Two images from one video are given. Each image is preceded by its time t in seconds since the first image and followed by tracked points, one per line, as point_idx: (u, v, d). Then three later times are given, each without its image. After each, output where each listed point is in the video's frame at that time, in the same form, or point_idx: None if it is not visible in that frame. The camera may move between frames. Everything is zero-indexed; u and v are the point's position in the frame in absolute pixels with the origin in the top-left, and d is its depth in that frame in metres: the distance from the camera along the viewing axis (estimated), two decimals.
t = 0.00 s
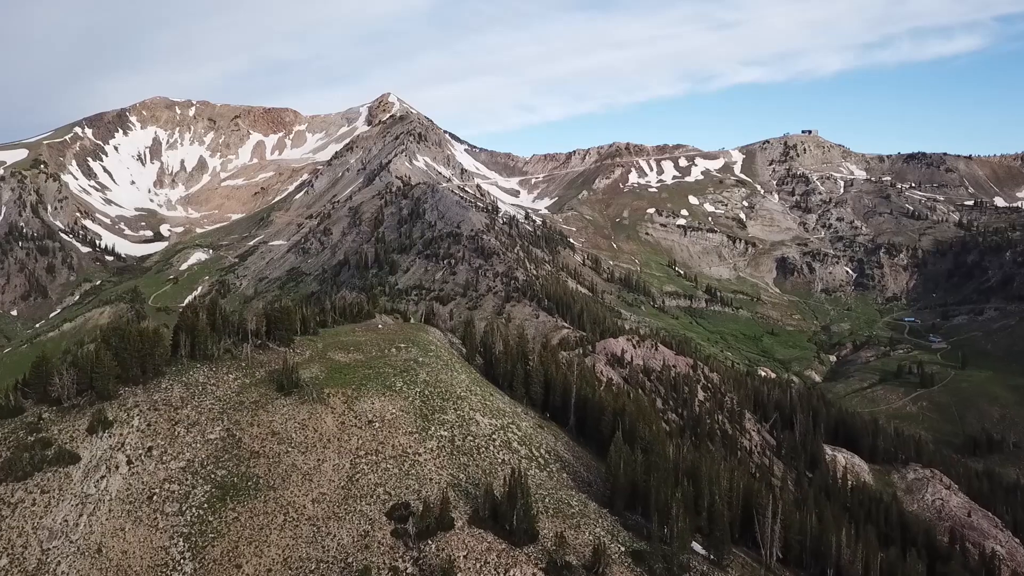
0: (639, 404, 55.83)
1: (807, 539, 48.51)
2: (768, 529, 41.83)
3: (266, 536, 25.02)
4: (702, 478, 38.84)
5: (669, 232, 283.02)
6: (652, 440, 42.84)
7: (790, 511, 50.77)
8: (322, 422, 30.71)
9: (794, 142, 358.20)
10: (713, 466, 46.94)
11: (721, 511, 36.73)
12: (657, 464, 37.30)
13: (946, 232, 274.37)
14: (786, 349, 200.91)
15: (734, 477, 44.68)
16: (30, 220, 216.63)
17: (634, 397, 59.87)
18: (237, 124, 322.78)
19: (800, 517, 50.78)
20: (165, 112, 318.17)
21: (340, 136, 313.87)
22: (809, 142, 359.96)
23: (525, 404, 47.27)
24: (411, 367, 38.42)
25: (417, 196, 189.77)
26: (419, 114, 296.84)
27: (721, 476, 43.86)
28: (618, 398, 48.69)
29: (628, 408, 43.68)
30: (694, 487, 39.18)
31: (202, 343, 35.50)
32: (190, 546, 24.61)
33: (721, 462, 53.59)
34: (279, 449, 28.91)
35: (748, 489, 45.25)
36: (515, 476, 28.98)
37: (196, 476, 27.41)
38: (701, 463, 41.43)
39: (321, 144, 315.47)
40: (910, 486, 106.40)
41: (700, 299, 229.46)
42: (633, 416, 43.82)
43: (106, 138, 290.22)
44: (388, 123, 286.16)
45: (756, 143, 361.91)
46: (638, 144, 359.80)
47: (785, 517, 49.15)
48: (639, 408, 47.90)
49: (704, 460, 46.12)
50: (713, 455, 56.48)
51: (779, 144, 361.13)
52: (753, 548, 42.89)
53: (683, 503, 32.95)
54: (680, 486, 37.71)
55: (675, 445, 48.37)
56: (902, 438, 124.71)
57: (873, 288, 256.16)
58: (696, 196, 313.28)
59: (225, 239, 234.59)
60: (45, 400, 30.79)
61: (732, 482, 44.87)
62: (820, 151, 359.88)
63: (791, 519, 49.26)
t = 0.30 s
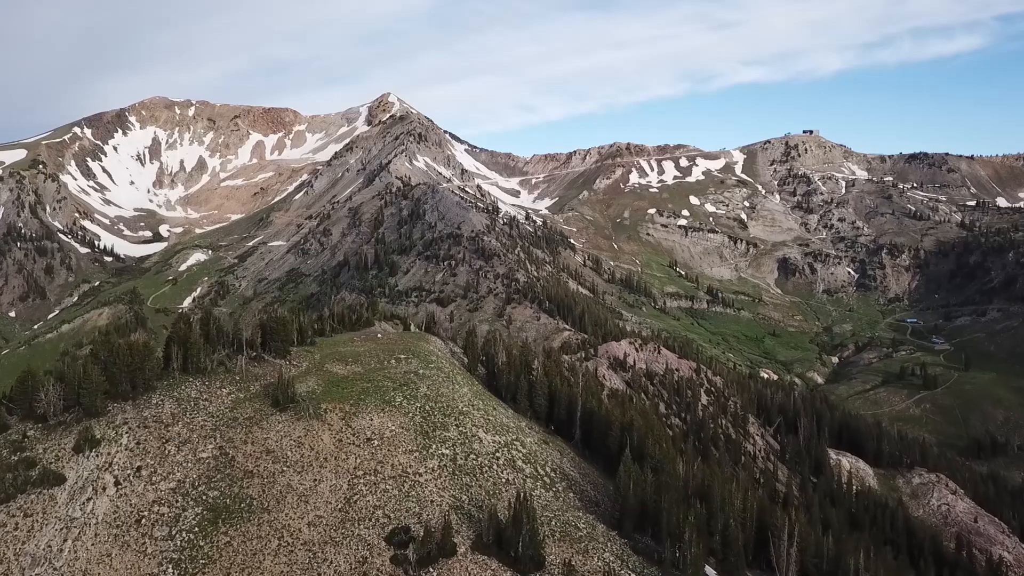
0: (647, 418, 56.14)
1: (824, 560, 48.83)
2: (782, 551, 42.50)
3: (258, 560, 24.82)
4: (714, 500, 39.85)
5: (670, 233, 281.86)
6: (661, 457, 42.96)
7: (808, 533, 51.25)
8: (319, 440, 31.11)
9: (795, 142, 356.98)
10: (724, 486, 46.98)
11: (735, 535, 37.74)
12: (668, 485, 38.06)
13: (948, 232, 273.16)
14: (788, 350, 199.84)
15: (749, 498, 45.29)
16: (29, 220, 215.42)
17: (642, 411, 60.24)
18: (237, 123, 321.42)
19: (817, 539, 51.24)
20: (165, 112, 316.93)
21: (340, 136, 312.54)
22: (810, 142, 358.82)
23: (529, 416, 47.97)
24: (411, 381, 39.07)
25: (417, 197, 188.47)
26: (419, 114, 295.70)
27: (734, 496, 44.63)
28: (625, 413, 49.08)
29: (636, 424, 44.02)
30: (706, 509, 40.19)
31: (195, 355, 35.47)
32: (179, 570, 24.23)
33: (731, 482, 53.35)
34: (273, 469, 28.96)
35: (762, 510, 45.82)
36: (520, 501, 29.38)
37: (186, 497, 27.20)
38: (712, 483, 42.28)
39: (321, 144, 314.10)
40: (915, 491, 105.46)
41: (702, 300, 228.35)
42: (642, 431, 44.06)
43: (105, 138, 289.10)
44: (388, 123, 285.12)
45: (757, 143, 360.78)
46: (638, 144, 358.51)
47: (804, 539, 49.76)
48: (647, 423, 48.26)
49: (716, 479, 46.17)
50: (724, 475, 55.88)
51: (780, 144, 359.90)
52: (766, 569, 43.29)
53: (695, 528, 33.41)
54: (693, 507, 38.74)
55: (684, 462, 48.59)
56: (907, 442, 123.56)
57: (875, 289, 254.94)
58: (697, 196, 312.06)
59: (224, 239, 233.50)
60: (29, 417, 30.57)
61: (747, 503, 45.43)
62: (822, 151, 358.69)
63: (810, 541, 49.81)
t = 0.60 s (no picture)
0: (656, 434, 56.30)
1: None
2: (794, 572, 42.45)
3: None
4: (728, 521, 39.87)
5: (671, 233, 280.71)
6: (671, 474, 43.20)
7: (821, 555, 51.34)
8: (315, 458, 31.01)
9: (796, 142, 355.61)
10: (735, 505, 46.96)
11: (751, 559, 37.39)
12: (680, 504, 38.10)
13: (951, 233, 271.75)
14: (790, 352, 198.69)
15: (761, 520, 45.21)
16: (27, 221, 214.23)
17: (650, 426, 60.28)
18: (237, 123, 320.21)
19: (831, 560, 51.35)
20: (164, 112, 315.80)
21: (340, 135, 311.12)
22: (811, 142, 357.50)
23: (534, 429, 48.56)
24: (410, 395, 39.26)
25: (417, 197, 187.10)
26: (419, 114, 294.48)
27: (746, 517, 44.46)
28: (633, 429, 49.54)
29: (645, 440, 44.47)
30: (719, 529, 40.18)
31: (186, 368, 35.56)
32: None
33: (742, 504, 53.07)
34: (267, 491, 28.78)
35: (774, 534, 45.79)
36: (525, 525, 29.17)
37: (176, 519, 26.87)
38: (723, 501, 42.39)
39: (320, 144, 312.71)
40: (921, 495, 103.88)
41: (703, 301, 227.16)
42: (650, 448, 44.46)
43: (104, 138, 288.06)
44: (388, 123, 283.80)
45: (758, 143, 359.57)
46: (639, 143, 356.95)
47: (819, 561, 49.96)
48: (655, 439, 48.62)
49: (728, 498, 46.00)
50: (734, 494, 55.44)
51: (781, 144, 358.68)
52: None
53: (708, 552, 33.65)
54: (707, 530, 38.65)
55: (695, 478, 48.49)
56: (911, 445, 122.33)
57: (877, 290, 253.77)
58: (699, 196, 310.81)
59: (224, 240, 232.35)
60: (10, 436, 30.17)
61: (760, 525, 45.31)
62: (823, 151, 357.48)
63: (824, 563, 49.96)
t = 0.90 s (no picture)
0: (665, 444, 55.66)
1: None
2: None
3: None
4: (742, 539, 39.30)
5: (672, 233, 279.55)
6: (683, 489, 42.55)
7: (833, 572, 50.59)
8: (311, 473, 30.68)
9: (798, 141, 354.28)
10: (749, 521, 46.15)
11: None
12: (693, 522, 37.52)
13: (953, 232, 270.32)
14: (792, 352, 197.56)
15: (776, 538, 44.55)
16: (25, 221, 213.44)
17: (659, 436, 59.63)
18: (236, 123, 319.01)
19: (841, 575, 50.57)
20: (163, 111, 314.69)
21: (340, 135, 309.84)
22: (813, 142, 356.07)
23: (538, 439, 48.43)
24: (411, 406, 38.89)
25: (417, 197, 186.01)
26: (419, 113, 293.19)
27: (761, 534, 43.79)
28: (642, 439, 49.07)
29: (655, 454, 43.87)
30: (732, 547, 39.61)
31: (176, 378, 34.83)
32: None
33: (755, 522, 52.20)
34: (262, 508, 28.35)
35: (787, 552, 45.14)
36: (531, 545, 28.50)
37: (165, 538, 26.39)
38: (737, 517, 41.59)
39: (320, 143, 311.34)
40: (927, 499, 102.50)
41: (705, 301, 226.03)
42: (659, 462, 43.85)
43: (104, 137, 287.09)
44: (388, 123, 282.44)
45: (760, 143, 358.40)
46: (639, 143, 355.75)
47: None
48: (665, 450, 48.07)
49: (741, 515, 45.42)
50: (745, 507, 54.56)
51: (782, 143, 357.48)
52: None
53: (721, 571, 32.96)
54: (720, 547, 38.04)
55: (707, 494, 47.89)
56: (916, 447, 121.00)
57: (879, 290, 252.45)
58: (700, 196, 309.66)
59: (223, 240, 231.10)
60: None
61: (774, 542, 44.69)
62: (824, 151, 356.31)
63: None
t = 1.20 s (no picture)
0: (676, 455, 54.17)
1: None
2: None
3: None
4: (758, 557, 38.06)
5: (673, 233, 278.23)
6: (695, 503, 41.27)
7: None
8: (306, 488, 29.90)
9: (799, 140, 352.92)
10: (764, 535, 44.67)
11: None
12: (706, 539, 36.35)
13: (955, 232, 269.05)
14: (794, 352, 196.38)
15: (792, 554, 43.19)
16: (23, 220, 212.42)
17: (669, 446, 58.03)
18: (235, 122, 317.42)
19: None
20: (162, 111, 313.12)
21: (340, 134, 308.31)
22: (814, 141, 354.69)
23: (543, 448, 47.27)
24: (411, 415, 38.10)
25: (417, 196, 184.79)
26: (419, 113, 291.79)
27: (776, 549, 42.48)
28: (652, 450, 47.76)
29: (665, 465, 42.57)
30: (746, 565, 38.44)
31: (166, 387, 34.97)
32: None
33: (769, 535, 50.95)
34: (254, 525, 27.67)
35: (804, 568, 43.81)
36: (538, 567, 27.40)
37: (152, 558, 25.83)
38: (752, 533, 40.38)
39: (320, 143, 309.84)
40: (932, 502, 101.30)
41: (706, 301, 224.79)
42: (670, 474, 42.56)
43: (102, 137, 285.66)
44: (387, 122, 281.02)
45: (761, 142, 357.01)
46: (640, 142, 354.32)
47: None
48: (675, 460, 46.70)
49: (755, 529, 44.10)
50: (758, 518, 52.92)
51: (783, 142, 356.31)
52: None
53: None
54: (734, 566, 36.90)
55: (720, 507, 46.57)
56: (920, 448, 119.76)
57: (881, 289, 251.23)
58: (701, 195, 308.33)
59: (222, 240, 229.61)
60: None
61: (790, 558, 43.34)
62: (825, 150, 355.00)
63: None
